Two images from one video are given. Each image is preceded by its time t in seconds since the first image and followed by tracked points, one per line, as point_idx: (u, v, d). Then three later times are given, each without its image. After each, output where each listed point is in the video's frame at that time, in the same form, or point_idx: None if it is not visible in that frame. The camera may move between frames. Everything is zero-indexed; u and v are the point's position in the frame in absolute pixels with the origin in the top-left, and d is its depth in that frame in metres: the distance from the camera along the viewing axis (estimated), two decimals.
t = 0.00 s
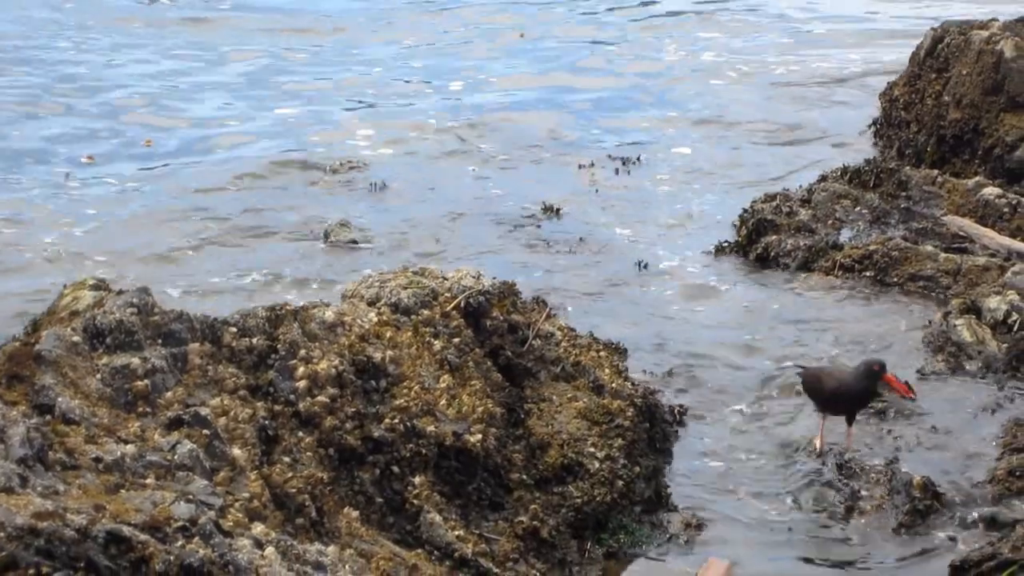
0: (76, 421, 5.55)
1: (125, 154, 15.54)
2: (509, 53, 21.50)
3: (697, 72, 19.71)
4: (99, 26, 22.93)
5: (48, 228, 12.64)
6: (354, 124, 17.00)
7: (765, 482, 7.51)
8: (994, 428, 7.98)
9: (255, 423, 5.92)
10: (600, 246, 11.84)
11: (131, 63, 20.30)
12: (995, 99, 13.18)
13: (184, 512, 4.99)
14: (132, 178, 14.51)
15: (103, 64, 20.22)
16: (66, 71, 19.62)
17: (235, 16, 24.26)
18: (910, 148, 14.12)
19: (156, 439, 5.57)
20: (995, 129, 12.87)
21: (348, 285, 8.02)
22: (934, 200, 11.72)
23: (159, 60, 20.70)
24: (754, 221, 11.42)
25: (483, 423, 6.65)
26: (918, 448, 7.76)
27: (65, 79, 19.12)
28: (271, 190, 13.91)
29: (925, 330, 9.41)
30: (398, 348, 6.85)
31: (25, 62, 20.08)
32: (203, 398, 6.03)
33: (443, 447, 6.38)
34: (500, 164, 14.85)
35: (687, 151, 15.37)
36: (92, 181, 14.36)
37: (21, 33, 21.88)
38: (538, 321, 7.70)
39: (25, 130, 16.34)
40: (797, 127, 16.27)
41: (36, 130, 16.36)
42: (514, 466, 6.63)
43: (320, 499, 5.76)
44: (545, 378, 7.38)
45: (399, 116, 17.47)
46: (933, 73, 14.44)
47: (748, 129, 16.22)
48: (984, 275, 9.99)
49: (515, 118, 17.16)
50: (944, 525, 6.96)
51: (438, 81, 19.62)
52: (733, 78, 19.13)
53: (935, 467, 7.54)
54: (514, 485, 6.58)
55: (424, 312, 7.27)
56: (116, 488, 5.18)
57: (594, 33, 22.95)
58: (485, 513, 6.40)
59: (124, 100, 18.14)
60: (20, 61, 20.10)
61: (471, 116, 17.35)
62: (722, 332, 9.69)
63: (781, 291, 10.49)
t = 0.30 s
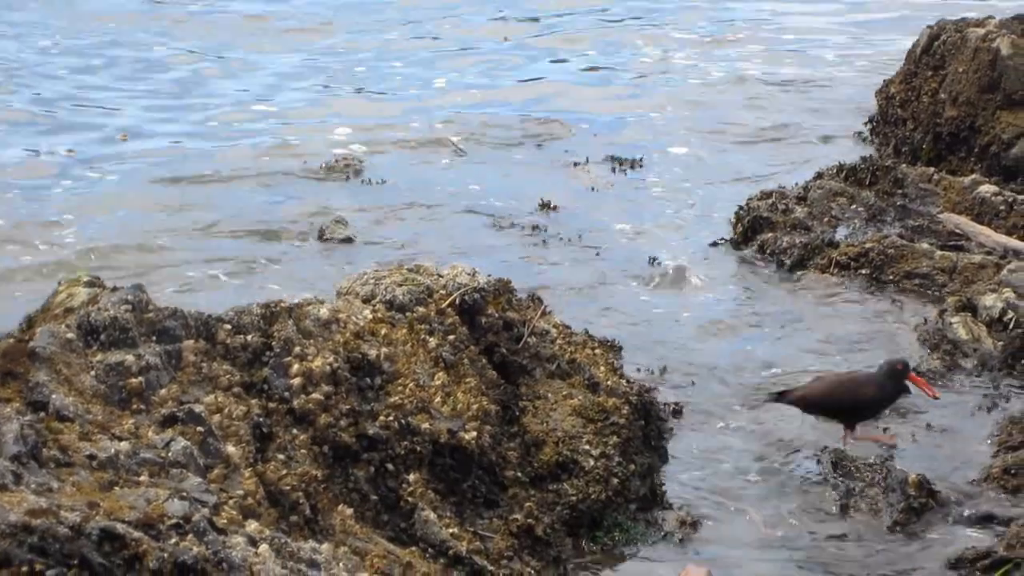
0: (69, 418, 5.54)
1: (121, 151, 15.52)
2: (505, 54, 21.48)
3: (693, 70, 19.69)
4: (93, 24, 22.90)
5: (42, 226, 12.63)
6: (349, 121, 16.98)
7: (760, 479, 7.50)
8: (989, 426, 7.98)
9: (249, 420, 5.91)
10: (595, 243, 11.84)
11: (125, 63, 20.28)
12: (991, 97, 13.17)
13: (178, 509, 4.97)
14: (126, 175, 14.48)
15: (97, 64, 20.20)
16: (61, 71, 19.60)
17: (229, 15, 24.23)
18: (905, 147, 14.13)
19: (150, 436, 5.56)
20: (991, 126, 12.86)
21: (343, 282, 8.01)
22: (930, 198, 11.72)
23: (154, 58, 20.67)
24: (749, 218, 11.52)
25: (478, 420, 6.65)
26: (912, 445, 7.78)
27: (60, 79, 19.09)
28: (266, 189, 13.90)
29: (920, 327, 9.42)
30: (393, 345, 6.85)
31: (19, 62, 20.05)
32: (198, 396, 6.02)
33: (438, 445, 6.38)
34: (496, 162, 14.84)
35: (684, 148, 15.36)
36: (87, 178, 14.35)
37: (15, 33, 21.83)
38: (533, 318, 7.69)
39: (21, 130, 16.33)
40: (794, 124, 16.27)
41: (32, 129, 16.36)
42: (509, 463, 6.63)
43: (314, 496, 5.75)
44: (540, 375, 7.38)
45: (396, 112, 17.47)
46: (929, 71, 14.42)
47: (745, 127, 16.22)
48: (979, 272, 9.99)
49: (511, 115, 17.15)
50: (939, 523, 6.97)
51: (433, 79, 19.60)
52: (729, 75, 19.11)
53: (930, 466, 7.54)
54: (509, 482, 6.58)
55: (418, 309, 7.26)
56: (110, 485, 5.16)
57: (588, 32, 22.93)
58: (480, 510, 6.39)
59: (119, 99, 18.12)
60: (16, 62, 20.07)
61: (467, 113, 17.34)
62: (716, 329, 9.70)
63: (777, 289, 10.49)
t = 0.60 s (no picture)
0: (46, 415, 5.54)
1: (104, 147, 15.51)
2: (483, 53, 21.50)
3: (671, 67, 19.72)
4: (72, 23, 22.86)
5: (24, 221, 12.62)
6: (329, 117, 16.97)
7: (739, 476, 7.51)
8: (965, 424, 8.00)
9: (227, 417, 5.89)
10: (577, 239, 11.86)
11: (104, 62, 20.25)
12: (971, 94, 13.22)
13: (155, 506, 4.95)
14: (107, 172, 14.45)
15: (75, 63, 20.16)
16: (41, 72, 19.57)
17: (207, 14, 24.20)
18: (886, 143, 14.21)
19: (127, 432, 5.55)
20: (970, 123, 12.89)
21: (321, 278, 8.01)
22: (909, 194, 11.76)
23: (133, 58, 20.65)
24: (727, 215, 11.46)
25: (456, 417, 6.66)
26: (889, 441, 7.82)
27: (39, 78, 19.05)
28: (250, 183, 13.90)
29: (898, 324, 9.45)
30: (371, 342, 6.85)
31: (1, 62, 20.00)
32: (175, 392, 6.00)
33: (416, 441, 6.39)
34: (477, 158, 14.85)
35: (666, 144, 15.39)
36: (70, 174, 14.33)
37: None
38: (512, 315, 7.69)
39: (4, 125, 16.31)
40: (775, 122, 16.31)
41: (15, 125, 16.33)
42: (487, 460, 6.65)
43: (291, 493, 5.75)
44: (519, 372, 7.38)
45: (378, 109, 17.47)
46: (910, 68, 14.45)
47: (727, 124, 16.26)
48: (957, 269, 10.04)
49: (491, 112, 17.17)
50: (917, 518, 6.99)
51: (413, 78, 19.61)
52: (709, 73, 19.14)
53: (907, 463, 7.56)
54: (487, 479, 6.59)
55: (397, 306, 7.27)
56: (87, 482, 5.15)
57: (565, 32, 22.97)
58: (458, 507, 6.38)
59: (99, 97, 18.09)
60: None
61: (449, 109, 17.35)
62: (698, 324, 9.72)
63: (756, 285, 10.52)
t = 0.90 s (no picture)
0: (37, 409, 5.46)
1: (91, 143, 15.46)
2: (469, 49, 21.52)
3: (655, 62, 19.75)
4: (57, 23, 22.82)
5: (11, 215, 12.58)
6: (317, 113, 16.96)
7: (730, 471, 7.50)
8: (954, 420, 8.03)
9: (217, 411, 5.87)
10: (567, 233, 11.86)
11: (90, 59, 20.21)
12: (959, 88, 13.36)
13: (146, 500, 4.89)
14: (94, 166, 14.40)
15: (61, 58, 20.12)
16: (25, 67, 19.48)
17: (192, 16, 24.19)
18: (875, 137, 14.30)
19: (118, 427, 5.50)
20: (959, 117, 13.01)
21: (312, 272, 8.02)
22: (898, 188, 11.79)
23: (118, 55, 20.61)
24: (718, 209, 11.52)
25: (446, 411, 6.66)
26: (879, 436, 7.84)
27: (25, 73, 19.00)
28: (238, 179, 13.86)
29: (887, 318, 9.47)
30: (361, 336, 6.85)
31: None
32: (166, 386, 5.97)
33: (406, 435, 6.39)
34: (465, 152, 14.84)
35: (654, 139, 15.39)
36: (58, 169, 14.29)
37: None
38: (502, 309, 7.70)
39: None
40: (763, 118, 16.32)
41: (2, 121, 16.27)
42: (477, 454, 6.66)
43: (282, 486, 5.73)
44: (508, 366, 7.39)
45: (366, 104, 17.45)
46: (899, 63, 14.51)
47: (714, 119, 16.26)
48: (947, 263, 10.06)
49: (479, 106, 17.18)
50: (907, 513, 6.99)
51: (401, 75, 19.62)
52: (695, 70, 19.14)
53: (896, 458, 7.58)
54: (477, 473, 6.60)
55: (387, 300, 7.27)
56: (77, 476, 5.08)
57: (550, 30, 22.93)
58: (448, 500, 6.38)
59: (86, 92, 18.05)
60: None
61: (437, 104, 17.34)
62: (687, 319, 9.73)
63: (745, 279, 10.54)
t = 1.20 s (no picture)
0: (26, 404, 5.40)
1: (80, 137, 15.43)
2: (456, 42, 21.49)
3: (642, 55, 19.73)
4: (41, 15, 22.73)
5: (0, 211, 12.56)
6: (305, 106, 16.92)
7: (720, 464, 7.51)
8: (944, 413, 8.04)
9: (208, 405, 5.85)
10: (556, 226, 11.86)
11: (76, 52, 20.14)
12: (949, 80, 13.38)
13: (136, 494, 4.88)
14: (83, 161, 14.38)
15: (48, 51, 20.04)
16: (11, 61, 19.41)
17: (177, 10, 24.12)
18: (865, 129, 14.31)
19: (108, 421, 5.47)
20: (948, 109, 13.05)
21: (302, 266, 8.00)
22: (888, 179, 11.81)
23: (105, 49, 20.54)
24: (708, 201, 11.53)
25: (437, 404, 6.67)
26: (870, 429, 7.86)
27: (11, 67, 18.94)
28: (227, 173, 13.85)
29: (877, 310, 9.47)
30: (352, 329, 6.85)
31: None
32: (156, 380, 5.95)
33: (396, 429, 6.38)
34: (454, 146, 14.84)
35: (643, 131, 15.39)
36: (46, 164, 14.26)
37: None
38: (493, 302, 7.70)
39: None
40: (752, 110, 16.33)
41: None
42: (468, 447, 6.66)
43: (273, 480, 5.73)
44: (499, 359, 7.39)
45: (354, 97, 17.43)
46: (888, 55, 14.52)
47: (703, 112, 16.28)
48: (937, 254, 10.08)
49: (467, 99, 17.16)
50: (897, 506, 7.01)
51: (387, 68, 19.59)
52: (682, 63, 19.14)
53: (886, 453, 7.59)
54: (468, 466, 6.61)
55: (378, 293, 7.27)
56: (68, 470, 5.03)
57: (536, 24, 22.90)
58: (439, 494, 6.40)
59: (72, 87, 18.00)
60: None
61: (425, 98, 17.32)
62: (678, 312, 9.73)
63: (735, 271, 10.55)
